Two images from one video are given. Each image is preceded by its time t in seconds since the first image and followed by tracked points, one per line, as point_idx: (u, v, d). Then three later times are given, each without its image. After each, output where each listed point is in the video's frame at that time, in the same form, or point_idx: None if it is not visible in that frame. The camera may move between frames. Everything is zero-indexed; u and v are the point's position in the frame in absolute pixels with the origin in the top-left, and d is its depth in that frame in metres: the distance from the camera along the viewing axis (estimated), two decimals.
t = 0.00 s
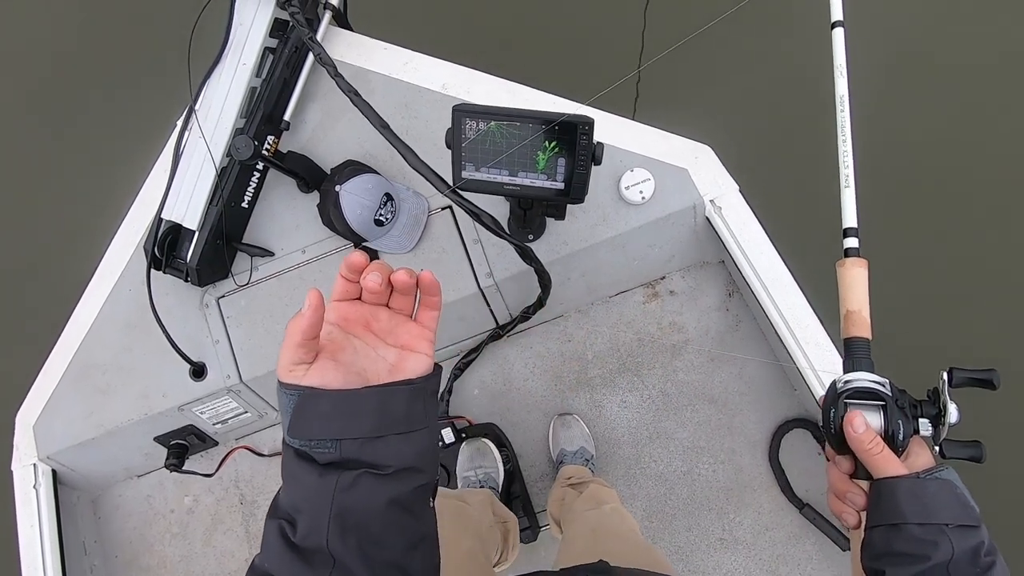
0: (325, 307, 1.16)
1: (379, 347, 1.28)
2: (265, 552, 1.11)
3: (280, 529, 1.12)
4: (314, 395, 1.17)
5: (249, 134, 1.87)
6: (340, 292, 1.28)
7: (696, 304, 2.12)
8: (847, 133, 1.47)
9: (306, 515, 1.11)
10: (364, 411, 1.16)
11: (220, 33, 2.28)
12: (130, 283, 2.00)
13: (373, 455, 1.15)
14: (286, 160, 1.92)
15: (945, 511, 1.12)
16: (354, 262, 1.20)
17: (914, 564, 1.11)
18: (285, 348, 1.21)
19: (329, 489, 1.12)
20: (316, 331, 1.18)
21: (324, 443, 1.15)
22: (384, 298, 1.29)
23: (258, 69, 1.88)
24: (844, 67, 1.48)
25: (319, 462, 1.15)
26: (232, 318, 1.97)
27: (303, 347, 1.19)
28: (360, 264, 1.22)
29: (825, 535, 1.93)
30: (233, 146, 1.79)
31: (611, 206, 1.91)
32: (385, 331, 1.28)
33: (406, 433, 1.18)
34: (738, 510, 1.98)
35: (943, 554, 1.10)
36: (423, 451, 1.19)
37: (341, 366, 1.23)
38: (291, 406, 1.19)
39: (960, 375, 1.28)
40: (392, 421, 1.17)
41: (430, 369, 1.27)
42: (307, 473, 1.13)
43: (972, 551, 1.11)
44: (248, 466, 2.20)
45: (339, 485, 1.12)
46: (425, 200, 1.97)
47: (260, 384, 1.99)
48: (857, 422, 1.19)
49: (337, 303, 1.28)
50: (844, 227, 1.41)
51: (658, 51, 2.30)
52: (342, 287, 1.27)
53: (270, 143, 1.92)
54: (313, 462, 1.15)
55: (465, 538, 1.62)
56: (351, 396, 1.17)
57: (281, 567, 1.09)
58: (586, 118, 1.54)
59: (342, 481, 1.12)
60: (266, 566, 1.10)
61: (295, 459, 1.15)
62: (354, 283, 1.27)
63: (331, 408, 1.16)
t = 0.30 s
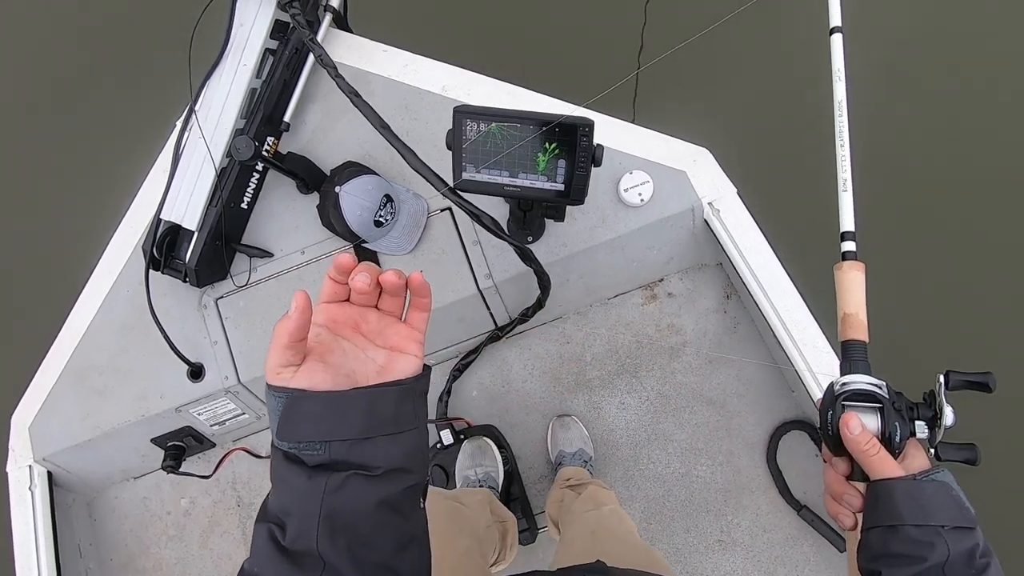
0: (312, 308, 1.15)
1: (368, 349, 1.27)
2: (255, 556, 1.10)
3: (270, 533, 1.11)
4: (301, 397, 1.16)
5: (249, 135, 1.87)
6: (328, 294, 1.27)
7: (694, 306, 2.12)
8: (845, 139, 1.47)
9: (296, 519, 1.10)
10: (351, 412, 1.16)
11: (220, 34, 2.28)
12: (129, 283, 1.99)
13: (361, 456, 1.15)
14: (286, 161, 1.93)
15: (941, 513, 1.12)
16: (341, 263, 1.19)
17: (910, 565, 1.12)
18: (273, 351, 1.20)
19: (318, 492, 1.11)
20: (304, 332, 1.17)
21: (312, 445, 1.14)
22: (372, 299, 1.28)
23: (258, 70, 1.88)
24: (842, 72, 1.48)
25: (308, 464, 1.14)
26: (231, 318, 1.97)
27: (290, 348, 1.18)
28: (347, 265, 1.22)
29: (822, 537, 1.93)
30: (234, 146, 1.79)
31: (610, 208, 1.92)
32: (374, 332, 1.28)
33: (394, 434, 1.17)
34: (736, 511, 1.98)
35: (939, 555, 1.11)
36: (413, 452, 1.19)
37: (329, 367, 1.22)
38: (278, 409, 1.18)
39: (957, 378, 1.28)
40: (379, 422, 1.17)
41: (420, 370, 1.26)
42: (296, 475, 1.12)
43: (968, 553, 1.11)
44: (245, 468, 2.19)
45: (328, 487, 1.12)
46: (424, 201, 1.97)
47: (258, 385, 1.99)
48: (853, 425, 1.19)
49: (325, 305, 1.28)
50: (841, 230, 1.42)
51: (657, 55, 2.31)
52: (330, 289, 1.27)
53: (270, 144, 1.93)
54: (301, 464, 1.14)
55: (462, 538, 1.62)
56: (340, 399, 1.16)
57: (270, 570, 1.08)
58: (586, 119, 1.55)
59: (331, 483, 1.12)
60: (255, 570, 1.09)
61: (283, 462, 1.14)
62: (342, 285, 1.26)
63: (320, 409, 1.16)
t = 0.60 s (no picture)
0: (284, 309, 1.15)
1: (345, 348, 1.27)
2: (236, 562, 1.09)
3: (250, 537, 1.10)
4: (277, 399, 1.16)
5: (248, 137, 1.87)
6: (303, 295, 1.28)
7: (693, 308, 2.12)
8: (842, 144, 1.46)
9: (277, 522, 1.10)
10: (330, 412, 1.16)
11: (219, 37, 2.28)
12: (127, 285, 1.99)
13: (341, 456, 1.15)
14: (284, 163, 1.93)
15: (934, 519, 1.11)
16: (312, 264, 1.19)
17: (904, 569, 1.10)
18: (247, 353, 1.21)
19: (298, 494, 1.11)
20: (277, 334, 1.18)
21: (291, 447, 1.14)
22: (349, 299, 1.29)
23: (257, 72, 1.88)
24: (840, 76, 1.47)
25: (286, 466, 1.14)
26: (229, 320, 1.97)
27: (264, 351, 1.19)
28: (320, 266, 1.21)
29: (821, 539, 1.93)
30: (233, 148, 1.80)
31: (608, 210, 1.93)
32: (351, 331, 1.28)
33: (374, 433, 1.17)
34: (734, 513, 1.99)
35: (932, 559, 1.09)
36: (393, 449, 1.19)
37: (305, 368, 1.23)
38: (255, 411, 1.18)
39: (952, 383, 1.28)
40: (359, 422, 1.17)
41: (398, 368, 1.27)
42: (275, 478, 1.13)
43: (963, 557, 1.10)
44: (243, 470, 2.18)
45: (308, 488, 1.11)
46: (423, 203, 1.97)
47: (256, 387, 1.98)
48: (847, 429, 1.19)
49: (300, 305, 1.28)
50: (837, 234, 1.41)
51: (657, 58, 2.32)
52: (305, 289, 1.27)
53: (268, 146, 1.93)
54: (281, 466, 1.14)
55: (460, 539, 1.62)
56: (317, 399, 1.16)
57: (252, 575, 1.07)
58: (583, 121, 1.55)
59: (311, 484, 1.12)
60: None
61: (262, 465, 1.14)
62: (316, 285, 1.27)
63: (297, 410, 1.15)
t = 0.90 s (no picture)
0: (246, 313, 1.14)
1: (312, 349, 1.28)
2: (213, 567, 1.11)
3: (226, 543, 1.12)
4: (245, 404, 1.18)
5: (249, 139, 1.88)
6: (267, 299, 1.28)
7: (693, 310, 2.13)
8: (844, 144, 1.46)
9: (251, 526, 1.11)
10: (297, 414, 1.18)
11: (221, 40, 2.29)
12: (129, 287, 1.99)
13: (311, 457, 1.16)
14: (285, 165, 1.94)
15: (936, 519, 1.11)
16: (273, 265, 1.20)
17: (905, 570, 1.10)
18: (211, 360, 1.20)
19: (270, 496, 1.12)
20: (241, 338, 1.17)
21: (260, 450, 1.15)
22: (313, 300, 1.29)
23: (258, 75, 1.89)
24: (842, 76, 1.47)
25: (258, 470, 1.15)
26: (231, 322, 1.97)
27: (229, 355, 1.18)
28: (281, 267, 1.22)
29: (821, 541, 1.94)
30: (234, 150, 1.81)
31: (608, 212, 1.93)
32: (318, 332, 1.29)
33: (344, 432, 1.19)
34: (735, 514, 1.99)
35: (934, 559, 1.09)
36: (366, 447, 1.20)
37: (272, 371, 1.22)
38: (224, 418, 1.19)
39: (955, 384, 1.27)
40: (328, 421, 1.19)
41: (368, 366, 1.28)
42: (247, 482, 1.14)
43: (963, 557, 1.10)
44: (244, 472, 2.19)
45: (280, 490, 1.12)
46: (423, 205, 1.98)
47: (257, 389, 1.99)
48: (848, 429, 1.19)
49: (264, 310, 1.29)
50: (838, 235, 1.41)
51: (659, 60, 2.32)
52: (269, 293, 1.28)
53: (270, 148, 1.93)
54: (252, 470, 1.16)
55: (461, 540, 1.63)
56: (284, 401, 1.18)
57: None
58: (583, 123, 1.55)
59: (282, 486, 1.13)
60: None
61: (233, 470, 1.16)
62: (280, 288, 1.27)
63: (264, 413, 1.17)
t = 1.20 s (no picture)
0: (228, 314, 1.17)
1: (300, 351, 1.28)
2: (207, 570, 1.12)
3: (219, 546, 1.13)
4: (233, 408, 1.18)
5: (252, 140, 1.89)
6: (253, 303, 1.29)
7: (696, 310, 2.12)
8: (849, 143, 1.46)
9: (243, 529, 1.11)
10: (286, 415, 1.18)
11: (224, 41, 2.29)
12: (132, 287, 1.99)
13: (301, 457, 1.16)
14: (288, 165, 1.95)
15: (943, 518, 1.11)
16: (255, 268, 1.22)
17: (913, 570, 1.10)
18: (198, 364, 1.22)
19: (261, 498, 1.13)
20: (225, 341, 1.19)
21: (250, 453, 1.16)
22: (299, 301, 1.30)
23: (261, 75, 1.89)
24: (847, 75, 1.47)
25: (249, 472, 1.16)
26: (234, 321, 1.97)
27: (215, 359, 1.20)
28: (264, 269, 1.23)
29: (824, 541, 1.93)
30: (237, 150, 1.82)
31: (611, 212, 1.93)
32: (305, 333, 1.29)
33: (333, 432, 1.19)
34: (738, 515, 1.99)
35: (941, 559, 1.09)
36: (356, 446, 1.20)
37: (259, 374, 1.23)
38: (212, 422, 1.20)
39: (962, 384, 1.25)
40: (317, 422, 1.18)
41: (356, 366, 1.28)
42: (237, 485, 1.14)
43: (971, 558, 1.09)
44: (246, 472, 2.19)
45: (271, 492, 1.13)
46: (425, 205, 1.98)
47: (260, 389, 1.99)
48: (855, 430, 1.16)
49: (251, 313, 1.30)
50: (844, 234, 1.41)
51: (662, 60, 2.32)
52: (255, 296, 1.29)
53: (273, 148, 1.94)
54: (243, 473, 1.16)
55: (464, 539, 1.63)
56: (272, 403, 1.18)
57: None
58: (586, 123, 1.56)
59: (273, 487, 1.13)
60: None
61: (224, 473, 1.16)
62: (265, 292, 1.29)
63: (253, 415, 1.18)
